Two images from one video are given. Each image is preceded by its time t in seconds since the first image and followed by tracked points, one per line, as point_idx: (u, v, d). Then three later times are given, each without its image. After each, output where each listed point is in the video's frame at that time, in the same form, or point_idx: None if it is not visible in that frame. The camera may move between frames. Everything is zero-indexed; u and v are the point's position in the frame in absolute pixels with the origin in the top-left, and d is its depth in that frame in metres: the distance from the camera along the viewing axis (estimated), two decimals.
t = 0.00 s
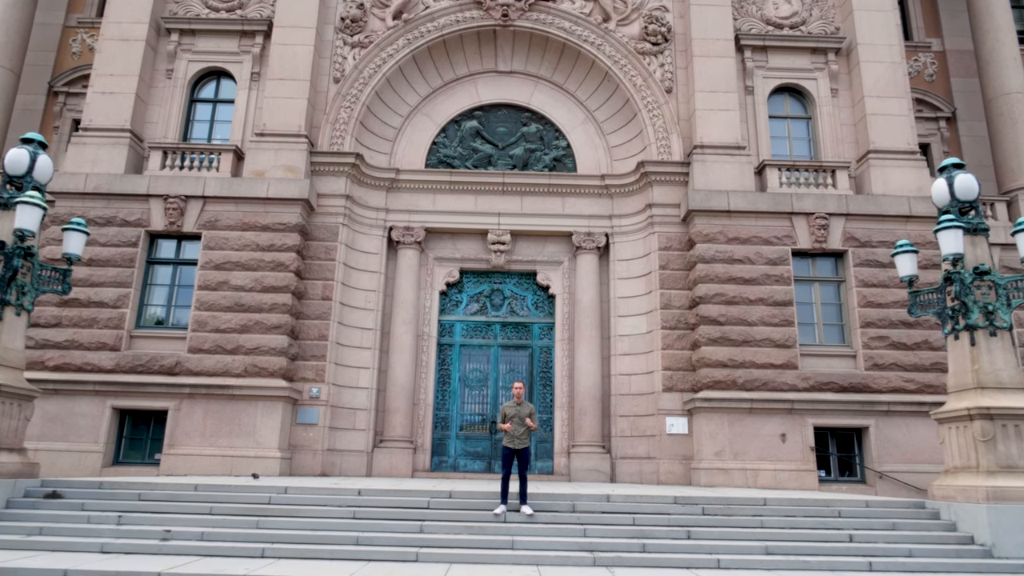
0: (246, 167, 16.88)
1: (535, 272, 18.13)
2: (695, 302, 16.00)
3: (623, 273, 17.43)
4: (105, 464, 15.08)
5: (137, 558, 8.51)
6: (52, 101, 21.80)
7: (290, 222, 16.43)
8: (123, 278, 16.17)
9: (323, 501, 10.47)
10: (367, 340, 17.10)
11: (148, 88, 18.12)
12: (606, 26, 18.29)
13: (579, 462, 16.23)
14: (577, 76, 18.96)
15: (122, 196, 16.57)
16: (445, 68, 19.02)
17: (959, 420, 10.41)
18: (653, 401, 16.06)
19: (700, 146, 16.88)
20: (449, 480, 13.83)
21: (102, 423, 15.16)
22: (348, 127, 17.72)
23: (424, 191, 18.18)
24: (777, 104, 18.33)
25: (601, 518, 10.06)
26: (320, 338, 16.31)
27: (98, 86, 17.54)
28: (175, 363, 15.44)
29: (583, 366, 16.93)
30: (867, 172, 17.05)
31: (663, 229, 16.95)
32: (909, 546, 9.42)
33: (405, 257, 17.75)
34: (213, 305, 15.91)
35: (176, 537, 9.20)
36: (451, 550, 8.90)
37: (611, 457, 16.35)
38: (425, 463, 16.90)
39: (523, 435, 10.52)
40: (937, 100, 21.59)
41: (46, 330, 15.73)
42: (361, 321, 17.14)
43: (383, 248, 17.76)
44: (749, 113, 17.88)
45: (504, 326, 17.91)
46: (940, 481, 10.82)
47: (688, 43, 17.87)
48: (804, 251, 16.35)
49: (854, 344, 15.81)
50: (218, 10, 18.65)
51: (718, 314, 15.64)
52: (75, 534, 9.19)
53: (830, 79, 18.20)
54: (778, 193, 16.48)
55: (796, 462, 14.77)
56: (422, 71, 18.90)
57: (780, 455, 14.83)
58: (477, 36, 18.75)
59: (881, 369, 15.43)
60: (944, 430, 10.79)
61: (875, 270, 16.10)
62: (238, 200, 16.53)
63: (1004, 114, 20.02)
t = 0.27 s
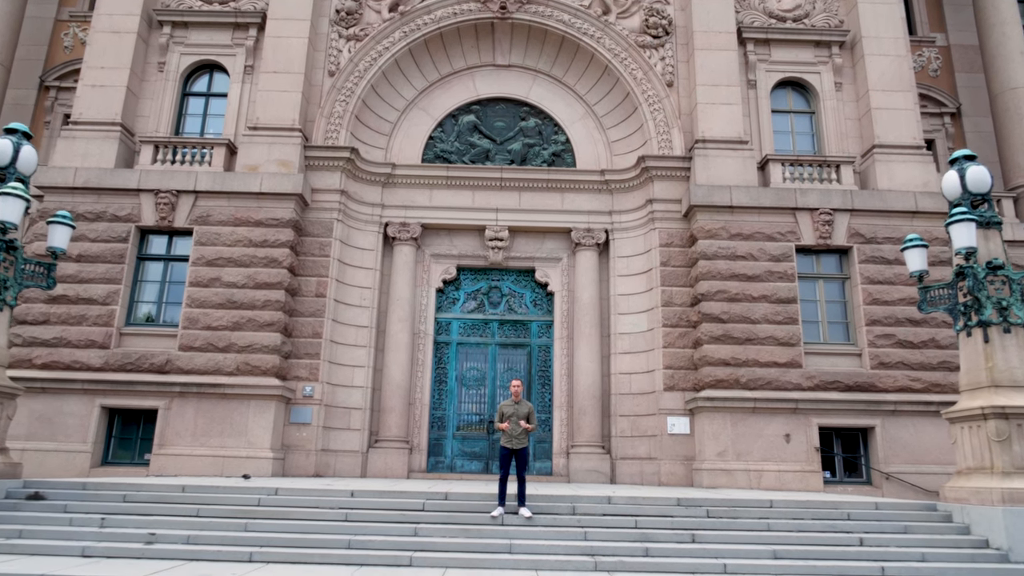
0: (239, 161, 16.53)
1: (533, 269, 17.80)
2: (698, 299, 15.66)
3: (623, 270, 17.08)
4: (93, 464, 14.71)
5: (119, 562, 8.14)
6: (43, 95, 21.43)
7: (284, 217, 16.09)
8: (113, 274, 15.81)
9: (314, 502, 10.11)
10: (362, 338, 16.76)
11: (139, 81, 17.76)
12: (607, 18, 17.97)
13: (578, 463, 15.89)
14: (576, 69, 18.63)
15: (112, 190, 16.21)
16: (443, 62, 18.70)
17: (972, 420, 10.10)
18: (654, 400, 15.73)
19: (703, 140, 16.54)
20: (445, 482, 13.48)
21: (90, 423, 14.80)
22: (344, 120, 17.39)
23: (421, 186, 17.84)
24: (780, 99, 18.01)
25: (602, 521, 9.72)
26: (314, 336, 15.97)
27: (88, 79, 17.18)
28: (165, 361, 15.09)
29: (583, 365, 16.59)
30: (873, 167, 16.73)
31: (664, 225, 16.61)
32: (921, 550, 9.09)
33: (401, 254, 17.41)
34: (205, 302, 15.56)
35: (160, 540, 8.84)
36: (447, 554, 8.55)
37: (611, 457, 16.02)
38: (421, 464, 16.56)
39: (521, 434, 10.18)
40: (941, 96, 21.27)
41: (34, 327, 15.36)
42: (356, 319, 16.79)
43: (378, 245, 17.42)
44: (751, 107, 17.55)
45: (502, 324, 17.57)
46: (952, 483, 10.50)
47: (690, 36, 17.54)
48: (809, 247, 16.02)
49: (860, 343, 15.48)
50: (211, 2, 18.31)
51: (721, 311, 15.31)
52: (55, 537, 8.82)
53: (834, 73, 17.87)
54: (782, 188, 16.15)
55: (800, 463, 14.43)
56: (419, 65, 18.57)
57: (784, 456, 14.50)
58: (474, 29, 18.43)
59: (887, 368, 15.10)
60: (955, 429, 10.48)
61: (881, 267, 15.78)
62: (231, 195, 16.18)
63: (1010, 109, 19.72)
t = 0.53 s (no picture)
0: (230, 154, 16.15)
1: (531, 265, 17.44)
2: (699, 296, 15.32)
3: (623, 267, 16.73)
4: (79, 465, 14.32)
5: (97, 568, 7.78)
6: (32, 89, 21.02)
7: (276, 212, 15.71)
8: (100, 270, 15.42)
9: (304, 504, 9.74)
10: (356, 335, 16.38)
11: (129, 73, 17.37)
12: (606, 10, 17.62)
13: (577, 463, 15.53)
14: (575, 62, 18.28)
15: (100, 184, 15.82)
16: (439, 54, 18.33)
17: (985, 418, 9.76)
18: (655, 399, 15.38)
19: (704, 134, 16.20)
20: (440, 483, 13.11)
21: (75, 422, 14.41)
22: (338, 113, 17.02)
23: (416, 181, 17.47)
24: (782, 93, 17.68)
25: (603, 523, 9.36)
26: (307, 333, 15.59)
27: (76, 71, 16.79)
28: (153, 359, 14.70)
29: (582, 363, 16.24)
30: (877, 162, 16.41)
31: (665, 221, 16.27)
32: (934, 553, 8.75)
33: (396, 250, 17.04)
34: (194, 298, 15.18)
35: (141, 545, 8.47)
36: (440, 559, 8.19)
37: (610, 457, 15.67)
38: (416, 464, 16.19)
39: (518, 434, 9.81)
40: (945, 91, 20.96)
41: (18, 324, 14.96)
42: (350, 316, 16.42)
43: (373, 240, 17.05)
44: (754, 101, 17.22)
45: (499, 321, 17.22)
46: (963, 483, 10.17)
47: (691, 28, 17.20)
48: (812, 243, 15.70)
49: (865, 340, 15.15)
50: None
51: (723, 308, 14.97)
52: (32, 541, 8.44)
53: (837, 66, 17.55)
54: (785, 182, 15.82)
55: (804, 463, 14.10)
56: (415, 57, 18.20)
57: (788, 456, 14.16)
58: (471, 20, 18.07)
59: (892, 366, 14.78)
60: (967, 428, 10.14)
61: (886, 263, 15.46)
62: (222, 189, 15.80)
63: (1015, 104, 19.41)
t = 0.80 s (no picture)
0: (221, 147, 15.81)
1: (529, 262, 17.11)
2: (700, 292, 15.00)
3: (622, 263, 16.41)
4: (64, 465, 13.95)
5: (74, 572, 7.43)
6: (21, 82, 20.64)
7: (268, 206, 15.37)
8: (87, 265, 15.06)
9: (292, 506, 9.39)
10: (350, 333, 16.04)
11: (118, 65, 17.02)
12: (605, 2, 17.31)
13: (576, 464, 15.20)
14: (574, 55, 17.96)
15: (88, 177, 15.47)
16: (435, 47, 18.00)
17: (997, 417, 9.44)
18: (655, 398, 15.05)
19: (705, 127, 15.89)
20: (435, 483, 12.77)
21: (61, 421, 14.04)
22: (332, 106, 16.68)
23: (412, 175, 17.13)
24: (785, 86, 17.38)
25: (603, 525, 9.03)
26: (299, 330, 15.25)
27: (64, 62, 16.44)
28: (141, 356, 14.34)
29: (580, 361, 15.91)
30: (881, 156, 16.11)
31: (665, 216, 15.95)
32: (946, 556, 8.42)
33: (391, 245, 16.69)
34: (184, 294, 14.82)
35: (121, 547, 8.13)
36: (434, 562, 7.85)
37: (609, 458, 15.34)
38: (411, 465, 15.85)
39: (515, 433, 9.48)
40: (948, 86, 20.68)
41: (3, 321, 14.60)
42: (344, 313, 16.08)
43: (368, 236, 16.71)
44: (755, 95, 16.92)
45: (496, 319, 16.89)
46: (974, 484, 9.86)
47: (692, 21, 16.89)
48: (815, 239, 15.39)
49: (869, 338, 14.85)
50: None
51: (724, 305, 14.66)
52: (7, 544, 8.09)
53: (840, 60, 17.26)
54: (788, 177, 15.51)
55: (808, 463, 13.79)
56: (411, 50, 17.87)
57: (791, 456, 13.84)
58: (468, 13, 17.74)
59: (897, 364, 14.47)
60: (978, 427, 9.81)
61: (890, 259, 15.16)
62: (212, 182, 15.46)
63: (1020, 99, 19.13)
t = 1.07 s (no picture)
0: (212, 140, 15.47)
1: (526, 258, 16.80)
2: (701, 289, 14.70)
3: (622, 260, 16.10)
4: (49, 465, 13.60)
5: None
6: (10, 75, 20.27)
7: (259, 200, 15.03)
8: (74, 260, 14.71)
9: (280, 507, 9.05)
10: (343, 330, 15.71)
11: (107, 56, 16.68)
12: None
13: (574, 464, 14.89)
14: (572, 48, 17.66)
15: (75, 171, 15.12)
16: (431, 39, 17.69)
17: (1008, 415, 9.12)
18: (655, 397, 14.73)
19: (706, 121, 15.59)
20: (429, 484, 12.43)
21: (46, 420, 13.69)
22: (325, 99, 16.35)
23: (407, 170, 16.81)
24: (786, 80, 17.10)
25: (602, 527, 8.71)
26: (291, 327, 14.92)
27: (51, 53, 16.09)
28: (129, 353, 14.00)
29: (579, 359, 15.60)
30: (885, 151, 15.82)
31: (665, 211, 15.65)
32: (959, 559, 8.11)
33: (385, 241, 16.36)
34: (173, 290, 14.48)
35: (101, 550, 7.80)
36: (426, 566, 7.52)
37: (608, 458, 15.02)
38: (406, 465, 15.52)
39: (511, 431, 9.17)
40: (952, 82, 20.41)
41: None
42: (337, 310, 15.75)
43: (362, 231, 16.37)
44: (757, 89, 16.63)
45: (493, 316, 16.58)
46: (985, 484, 9.55)
47: (693, 13, 16.59)
48: (818, 235, 15.10)
49: (873, 336, 14.56)
50: None
51: (726, 302, 14.36)
52: None
53: (843, 53, 16.98)
54: (790, 171, 15.21)
55: (811, 463, 13.49)
56: (406, 43, 17.56)
57: (793, 456, 13.54)
58: (464, 4, 17.43)
59: (902, 362, 14.18)
60: (989, 426, 9.48)
61: (895, 256, 14.87)
62: (203, 176, 15.12)
63: None
